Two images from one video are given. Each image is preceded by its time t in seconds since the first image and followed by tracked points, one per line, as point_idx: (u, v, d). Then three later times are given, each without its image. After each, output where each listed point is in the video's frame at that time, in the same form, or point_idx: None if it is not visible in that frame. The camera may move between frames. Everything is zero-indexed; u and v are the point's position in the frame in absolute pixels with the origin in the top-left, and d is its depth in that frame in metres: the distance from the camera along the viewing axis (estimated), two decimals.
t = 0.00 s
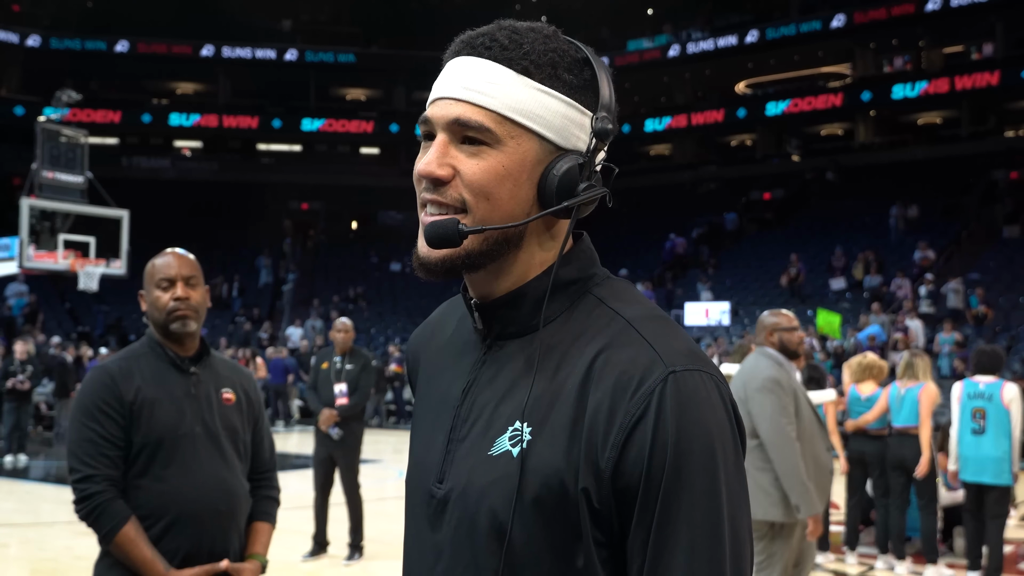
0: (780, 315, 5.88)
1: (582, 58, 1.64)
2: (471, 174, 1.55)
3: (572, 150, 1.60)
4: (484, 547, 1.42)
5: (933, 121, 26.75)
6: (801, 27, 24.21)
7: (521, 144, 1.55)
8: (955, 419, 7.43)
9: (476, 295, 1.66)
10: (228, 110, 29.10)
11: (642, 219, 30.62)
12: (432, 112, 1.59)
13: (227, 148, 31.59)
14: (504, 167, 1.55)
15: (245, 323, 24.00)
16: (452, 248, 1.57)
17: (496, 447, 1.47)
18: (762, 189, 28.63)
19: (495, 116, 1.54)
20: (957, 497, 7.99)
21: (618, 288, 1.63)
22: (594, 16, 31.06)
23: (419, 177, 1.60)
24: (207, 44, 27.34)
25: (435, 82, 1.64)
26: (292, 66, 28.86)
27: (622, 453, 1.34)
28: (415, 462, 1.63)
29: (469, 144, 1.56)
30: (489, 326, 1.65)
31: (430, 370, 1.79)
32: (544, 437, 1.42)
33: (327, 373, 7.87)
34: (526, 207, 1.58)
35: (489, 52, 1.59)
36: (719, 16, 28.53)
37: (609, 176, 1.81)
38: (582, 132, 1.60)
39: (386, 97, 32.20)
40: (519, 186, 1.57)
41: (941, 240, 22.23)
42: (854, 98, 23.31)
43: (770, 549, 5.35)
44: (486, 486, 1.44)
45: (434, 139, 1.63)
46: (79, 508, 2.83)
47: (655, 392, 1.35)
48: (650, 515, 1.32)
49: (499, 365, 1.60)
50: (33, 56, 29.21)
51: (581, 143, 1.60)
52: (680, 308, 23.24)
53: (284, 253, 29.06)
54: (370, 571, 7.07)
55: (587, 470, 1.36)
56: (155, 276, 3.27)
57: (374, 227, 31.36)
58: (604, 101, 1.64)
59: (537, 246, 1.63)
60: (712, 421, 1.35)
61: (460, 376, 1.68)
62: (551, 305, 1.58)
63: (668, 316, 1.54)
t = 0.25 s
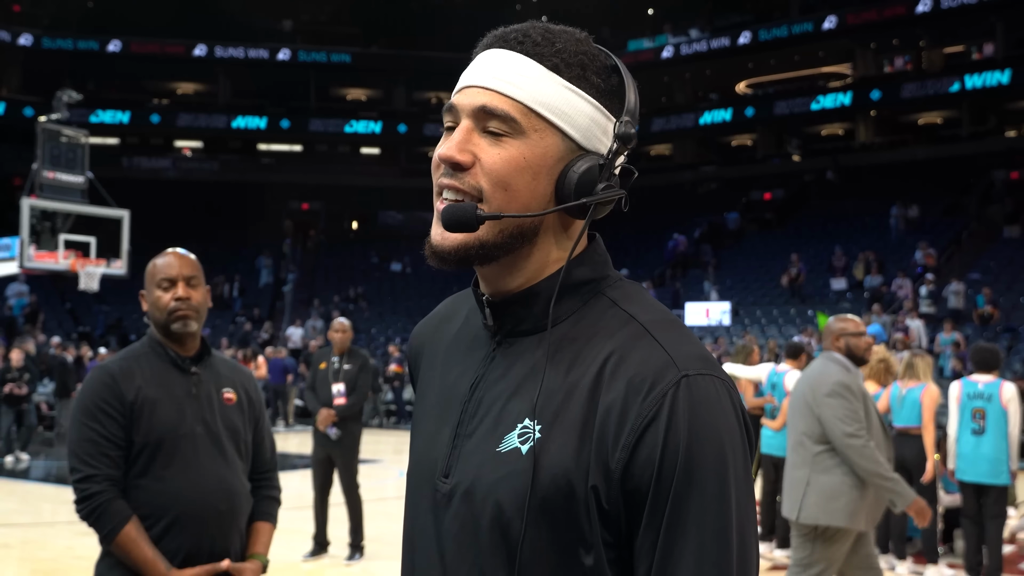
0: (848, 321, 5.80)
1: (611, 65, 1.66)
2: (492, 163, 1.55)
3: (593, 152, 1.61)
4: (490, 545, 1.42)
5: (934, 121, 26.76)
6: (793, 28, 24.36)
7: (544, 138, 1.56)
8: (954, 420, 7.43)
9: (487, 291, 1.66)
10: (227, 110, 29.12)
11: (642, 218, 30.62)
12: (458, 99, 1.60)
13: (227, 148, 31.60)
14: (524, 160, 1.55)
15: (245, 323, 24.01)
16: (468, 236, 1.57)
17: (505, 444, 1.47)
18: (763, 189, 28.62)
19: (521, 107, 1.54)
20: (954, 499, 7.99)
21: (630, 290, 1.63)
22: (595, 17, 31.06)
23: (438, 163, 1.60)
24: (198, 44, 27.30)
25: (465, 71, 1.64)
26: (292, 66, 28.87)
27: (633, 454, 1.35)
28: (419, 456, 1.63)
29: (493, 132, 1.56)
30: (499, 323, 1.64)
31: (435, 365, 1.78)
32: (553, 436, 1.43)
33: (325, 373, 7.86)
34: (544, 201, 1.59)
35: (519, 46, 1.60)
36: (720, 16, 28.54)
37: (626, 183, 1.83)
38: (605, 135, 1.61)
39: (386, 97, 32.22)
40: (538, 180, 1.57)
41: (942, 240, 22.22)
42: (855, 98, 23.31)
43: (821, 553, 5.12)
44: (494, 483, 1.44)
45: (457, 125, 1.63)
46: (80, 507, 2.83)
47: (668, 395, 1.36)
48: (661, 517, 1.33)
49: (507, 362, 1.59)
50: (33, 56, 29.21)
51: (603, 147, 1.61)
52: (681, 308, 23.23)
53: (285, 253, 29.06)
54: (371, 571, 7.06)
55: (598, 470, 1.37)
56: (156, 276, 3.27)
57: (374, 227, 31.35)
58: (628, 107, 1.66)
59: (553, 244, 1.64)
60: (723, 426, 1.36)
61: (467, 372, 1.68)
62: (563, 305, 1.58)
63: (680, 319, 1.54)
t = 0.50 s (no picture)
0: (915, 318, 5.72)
1: (611, 64, 1.65)
2: (482, 166, 1.56)
3: (587, 152, 1.60)
4: (496, 542, 1.42)
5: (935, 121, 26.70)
6: (783, 29, 24.55)
7: (535, 140, 1.56)
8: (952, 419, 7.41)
9: (489, 290, 1.66)
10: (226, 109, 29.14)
11: (642, 219, 30.66)
12: (457, 103, 1.61)
13: (227, 148, 31.60)
14: (515, 163, 1.56)
15: (246, 323, 24.01)
16: (460, 237, 1.59)
17: (511, 442, 1.47)
18: (763, 189, 28.62)
19: (511, 110, 1.55)
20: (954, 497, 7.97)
21: (639, 291, 1.63)
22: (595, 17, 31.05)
23: (436, 168, 1.62)
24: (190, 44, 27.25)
25: (467, 76, 1.65)
26: (292, 66, 28.89)
27: (642, 453, 1.36)
28: (423, 452, 1.62)
29: (488, 135, 1.58)
30: (504, 321, 1.64)
31: (439, 363, 1.78)
32: (562, 434, 1.42)
33: (323, 372, 7.86)
34: (537, 202, 1.59)
35: (517, 49, 1.61)
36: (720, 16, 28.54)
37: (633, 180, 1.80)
38: (601, 132, 1.59)
39: (386, 97, 32.23)
40: (531, 182, 1.57)
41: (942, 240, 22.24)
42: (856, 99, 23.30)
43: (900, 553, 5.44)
44: (502, 479, 1.44)
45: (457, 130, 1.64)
46: (80, 507, 2.83)
47: (678, 397, 1.36)
48: (669, 516, 1.34)
49: (512, 361, 1.59)
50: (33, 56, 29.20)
51: (597, 146, 1.59)
52: (681, 308, 23.23)
53: (285, 253, 29.06)
54: (371, 572, 7.06)
55: (607, 469, 1.37)
56: (156, 276, 3.27)
57: (374, 227, 31.34)
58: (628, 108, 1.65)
59: (547, 245, 1.63)
60: (732, 427, 1.36)
61: (471, 371, 1.67)
62: (570, 305, 1.58)
63: (685, 321, 1.54)
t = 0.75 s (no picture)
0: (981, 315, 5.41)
1: (612, 64, 1.66)
2: (489, 164, 1.57)
3: (591, 150, 1.60)
4: (498, 539, 1.42)
5: (935, 121, 26.84)
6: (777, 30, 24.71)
7: (541, 138, 1.56)
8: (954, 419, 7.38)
9: (494, 290, 1.67)
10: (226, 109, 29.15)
11: (642, 219, 30.67)
12: (462, 103, 1.61)
13: (228, 147, 31.62)
14: (523, 160, 1.56)
15: (246, 323, 24.01)
16: (466, 235, 1.59)
17: (513, 440, 1.47)
18: (763, 189, 28.62)
19: (517, 109, 1.56)
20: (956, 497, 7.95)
21: (639, 290, 1.62)
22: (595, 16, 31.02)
23: (442, 168, 1.63)
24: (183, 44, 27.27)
25: (472, 77, 1.65)
26: (292, 66, 28.90)
27: (645, 450, 1.36)
28: (426, 450, 1.62)
29: (493, 134, 1.58)
30: (508, 320, 1.64)
31: (442, 362, 1.78)
32: (563, 432, 1.42)
33: (324, 373, 7.86)
34: (544, 199, 1.59)
35: (519, 50, 1.61)
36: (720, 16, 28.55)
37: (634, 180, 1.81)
38: (604, 131, 1.59)
39: (387, 97, 32.23)
40: (538, 179, 1.57)
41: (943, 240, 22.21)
42: (856, 98, 23.29)
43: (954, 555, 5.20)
44: (503, 478, 1.44)
45: (463, 128, 1.64)
46: (81, 507, 2.83)
47: (680, 395, 1.36)
48: (670, 514, 1.34)
49: (514, 360, 1.59)
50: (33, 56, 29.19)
51: (601, 144, 1.60)
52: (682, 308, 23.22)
53: (286, 253, 29.05)
54: (372, 571, 7.06)
55: (609, 466, 1.37)
56: (157, 276, 3.26)
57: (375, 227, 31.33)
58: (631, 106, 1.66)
59: (552, 242, 1.63)
60: (732, 425, 1.37)
61: (474, 370, 1.67)
62: (571, 305, 1.58)
63: (685, 320, 1.54)
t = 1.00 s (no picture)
0: None
1: (610, 68, 1.66)
2: (489, 168, 1.57)
3: (590, 153, 1.60)
4: (501, 539, 1.42)
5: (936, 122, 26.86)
6: (768, 32, 24.86)
7: (540, 140, 1.56)
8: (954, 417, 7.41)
9: (495, 291, 1.67)
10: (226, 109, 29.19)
11: (643, 219, 30.70)
12: (462, 107, 1.62)
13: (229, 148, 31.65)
14: (522, 162, 1.57)
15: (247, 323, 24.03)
16: (467, 236, 1.59)
17: (515, 441, 1.47)
18: (764, 189, 28.62)
19: (517, 112, 1.56)
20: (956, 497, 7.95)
21: (639, 292, 1.63)
22: (595, 17, 31.01)
23: (443, 171, 1.63)
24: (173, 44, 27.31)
25: (472, 81, 1.65)
26: (293, 66, 28.94)
27: (645, 451, 1.36)
28: (427, 451, 1.62)
29: (493, 137, 1.59)
30: (507, 322, 1.65)
31: (443, 364, 1.78)
32: (566, 433, 1.43)
33: (325, 373, 7.87)
34: (543, 199, 1.59)
35: (518, 55, 1.61)
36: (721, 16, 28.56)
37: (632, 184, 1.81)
38: (602, 134, 1.60)
39: (387, 97, 32.25)
40: (536, 180, 1.58)
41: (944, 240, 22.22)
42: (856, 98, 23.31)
43: None
44: (505, 478, 1.44)
45: (463, 131, 1.65)
46: (81, 507, 2.83)
47: (678, 397, 1.36)
48: (671, 514, 1.34)
49: (516, 360, 1.59)
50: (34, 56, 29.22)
51: (599, 147, 1.60)
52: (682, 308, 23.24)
53: (286, 253, 29.07)
54: (372, 571, 7.06)
55: (610, 465, 1.38)
56: (157, 276, 3.27)
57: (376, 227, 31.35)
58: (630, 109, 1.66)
59: (552, 244, 1.64)
60: (732, 426, 1.37)
61: (475, 372, 1.67)
62: (572, 305, 1.58)
63: (685, 322, 1.55)
